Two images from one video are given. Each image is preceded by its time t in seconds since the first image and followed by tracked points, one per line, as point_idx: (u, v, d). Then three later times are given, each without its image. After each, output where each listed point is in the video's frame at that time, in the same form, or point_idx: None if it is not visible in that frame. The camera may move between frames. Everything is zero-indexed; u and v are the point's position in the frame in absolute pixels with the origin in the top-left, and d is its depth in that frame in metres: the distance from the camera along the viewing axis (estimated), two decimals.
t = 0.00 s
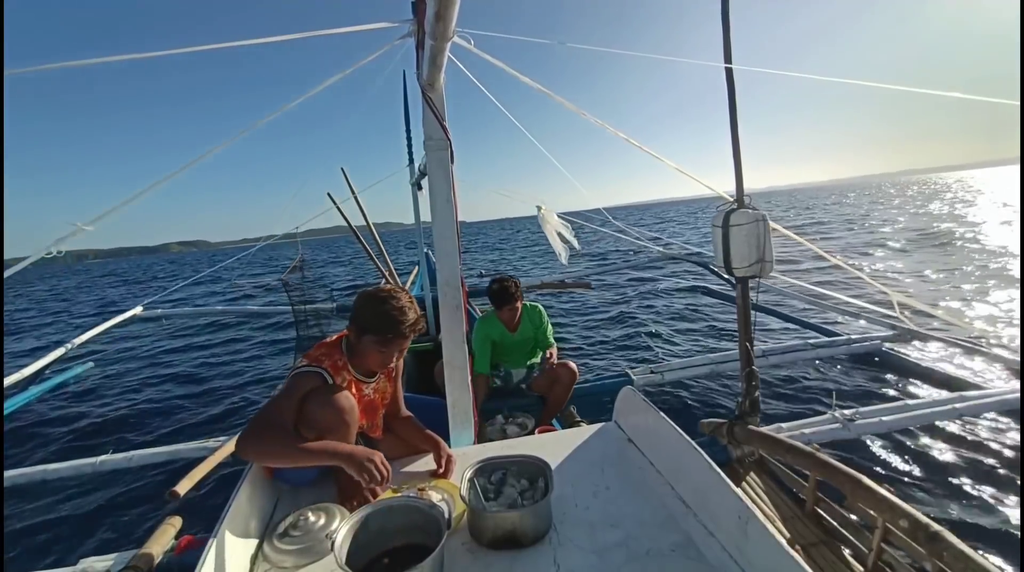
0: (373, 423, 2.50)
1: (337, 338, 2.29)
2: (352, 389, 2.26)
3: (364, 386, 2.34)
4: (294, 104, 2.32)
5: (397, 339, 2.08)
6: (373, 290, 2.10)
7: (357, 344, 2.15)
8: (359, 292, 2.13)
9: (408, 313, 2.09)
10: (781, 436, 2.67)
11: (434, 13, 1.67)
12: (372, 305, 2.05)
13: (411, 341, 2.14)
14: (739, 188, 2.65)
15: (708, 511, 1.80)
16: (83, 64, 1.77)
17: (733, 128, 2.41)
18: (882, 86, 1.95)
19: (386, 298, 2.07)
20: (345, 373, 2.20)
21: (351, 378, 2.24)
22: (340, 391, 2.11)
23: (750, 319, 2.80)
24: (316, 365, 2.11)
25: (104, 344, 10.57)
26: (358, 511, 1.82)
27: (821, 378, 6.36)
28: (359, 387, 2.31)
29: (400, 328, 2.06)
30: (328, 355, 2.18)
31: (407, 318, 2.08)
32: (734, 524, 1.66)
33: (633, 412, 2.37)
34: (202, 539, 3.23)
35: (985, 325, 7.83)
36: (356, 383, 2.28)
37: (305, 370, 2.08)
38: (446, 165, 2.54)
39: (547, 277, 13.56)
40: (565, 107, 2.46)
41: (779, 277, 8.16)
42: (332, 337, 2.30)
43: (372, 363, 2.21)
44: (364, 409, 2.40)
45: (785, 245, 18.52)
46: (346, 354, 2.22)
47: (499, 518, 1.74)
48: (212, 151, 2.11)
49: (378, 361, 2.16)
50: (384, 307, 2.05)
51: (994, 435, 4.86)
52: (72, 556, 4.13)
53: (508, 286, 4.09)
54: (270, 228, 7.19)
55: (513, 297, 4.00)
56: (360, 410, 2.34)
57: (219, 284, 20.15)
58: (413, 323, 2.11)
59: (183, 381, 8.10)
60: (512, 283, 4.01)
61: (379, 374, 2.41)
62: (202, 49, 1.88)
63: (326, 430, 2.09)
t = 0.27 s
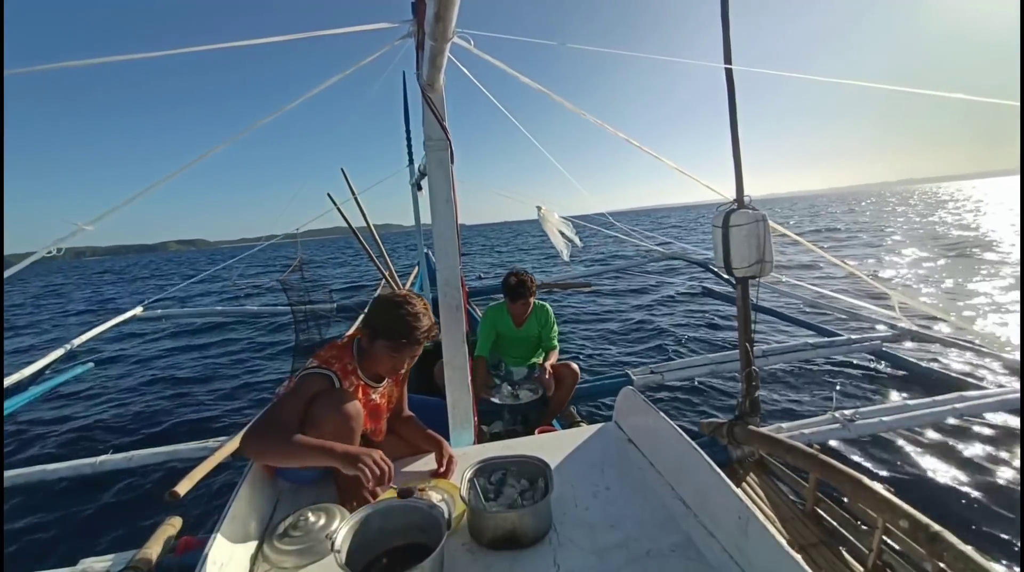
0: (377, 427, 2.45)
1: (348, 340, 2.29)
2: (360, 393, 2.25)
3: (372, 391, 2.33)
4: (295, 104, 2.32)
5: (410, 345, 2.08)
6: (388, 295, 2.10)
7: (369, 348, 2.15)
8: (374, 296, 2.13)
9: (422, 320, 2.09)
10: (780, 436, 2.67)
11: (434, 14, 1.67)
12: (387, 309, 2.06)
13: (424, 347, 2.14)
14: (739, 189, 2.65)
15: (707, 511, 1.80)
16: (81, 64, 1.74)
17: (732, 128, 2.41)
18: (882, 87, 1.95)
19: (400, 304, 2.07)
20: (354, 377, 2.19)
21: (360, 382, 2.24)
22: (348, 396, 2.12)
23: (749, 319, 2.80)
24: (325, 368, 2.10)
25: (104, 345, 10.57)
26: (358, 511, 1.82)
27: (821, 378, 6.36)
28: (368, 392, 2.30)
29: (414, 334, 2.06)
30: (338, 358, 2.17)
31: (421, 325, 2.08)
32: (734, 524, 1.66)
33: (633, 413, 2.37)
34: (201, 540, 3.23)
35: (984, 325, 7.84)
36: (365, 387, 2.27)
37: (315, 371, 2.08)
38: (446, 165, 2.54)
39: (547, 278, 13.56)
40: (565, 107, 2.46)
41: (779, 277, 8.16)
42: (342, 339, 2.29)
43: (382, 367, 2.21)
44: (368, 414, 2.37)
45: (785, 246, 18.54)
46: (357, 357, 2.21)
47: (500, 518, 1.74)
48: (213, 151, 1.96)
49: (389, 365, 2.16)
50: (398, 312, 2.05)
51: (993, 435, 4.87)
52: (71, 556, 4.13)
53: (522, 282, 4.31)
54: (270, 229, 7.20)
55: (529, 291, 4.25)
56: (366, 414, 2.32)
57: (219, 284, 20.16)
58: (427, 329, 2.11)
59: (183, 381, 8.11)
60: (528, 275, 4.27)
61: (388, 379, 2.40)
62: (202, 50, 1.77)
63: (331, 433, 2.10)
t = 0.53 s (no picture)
0: (375, 430, 2.43)
1: (347, 341, 2.27)
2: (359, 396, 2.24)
3: (371, 393, 2.32)
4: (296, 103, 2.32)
5: (410, 346, 2.07)
6: (388, 296, 2.09)
7: (368, 350, 2.14)
8: (374, 297, 2.12)
9: (423, 322, 2.09)
10: (781, 436, 2.67)
11: (436, 14, 1.67)
12: (388, 310, 2.05)
13: (423, 349, 2.14)
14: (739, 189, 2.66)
15: (707, 511, 1.80)
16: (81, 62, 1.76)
17: (733, 128, 2.41)
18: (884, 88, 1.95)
19: (401, 305, 2.06)
20: (353, 380, 2.18)
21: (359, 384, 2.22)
22: (348, 398, 2.11)
23: (750, 319, 2.80)
24: (326, 369, 2.07)
25: (104, 344, 10.57)
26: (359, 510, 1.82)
27: (820, 378, 6.36)
28: (367, 395, 2.29)
29: (414, 336, 2.06)
30: (339, 359, 2.15)
31: (421, 326, 2.07)
32: (734, 524, 1.66)
33: (633, 413, 2.37)
34: (201, 539, 3.23)
35: (983, 326, 7.84)
36: (364, 389, 2.26)
37: (316, 373, 2.05)
38: (447, 165, 2.53)
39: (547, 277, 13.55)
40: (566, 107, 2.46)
41: (779, 277, 8.17)
42: (344, 339, 2.26)
43: (382, 370, 2.19)
44: (368, 418, 2.36)
45: (785, 246, 18.53)
46: (356, 359, 2.19)
47: (499, 517, 1.74)
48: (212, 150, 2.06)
49: (388, 367, 2.15)
50: (399, 314, 2.04)
51: (994, 435, 4.87)
52: (71, 555, 4.13)
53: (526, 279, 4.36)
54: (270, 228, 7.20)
55: (532, 287, 4.35)
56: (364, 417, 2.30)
57: (218, 283, 20.14)
58: (428, 331, 2.11)
59: (183, 380, 8.10)
60: (531, 270, 4.39)
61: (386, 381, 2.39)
62: (193, 49, 1.80)
63: (332, 434, 2.10)
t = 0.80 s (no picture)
0: (371, 427, 2.45)
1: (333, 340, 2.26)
2: (351, 393, 2.25)
3: (362, 390, 2.33)
4: (295, 102, 2.32)
5: (395, 338, 2.09)
6: (368, 291, 2.10)
7: (354, 346, 2.15)
8: (354, 293, 2.13)
9: (405, 313, 2.10)
10: (781, 436, 2.67)
11: (436, 13, 1.67)
12: (369, 305, 2.06)
13: (408, 340, 2.16)
14: (739, 188, 2.66)
15: (707, 511, 1.80)
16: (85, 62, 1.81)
17: (733, 128, 2.41)
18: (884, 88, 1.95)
19: (382, 298, 2.07)
20: (343, 378, 2.18)
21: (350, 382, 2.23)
22: (340, 397, 2.12)
23: (750, 319, 2.80)
24: (316, 371, 2.06)
25: (103, 342, 10.56)
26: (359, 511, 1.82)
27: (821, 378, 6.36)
28: (358, 392, 2.30)
29: (397, 327, 2.07)
30: (327, 359, 2.14)
31: (403, 317, 2.09)
32: (734, 524, 1.66)
33: (633, 412, 2.37)
34: (202, 539, 3.23)
35: (983, 326, 7.84)
36: (354, 387, 2.27)
37: (304, 376, 2.03)
38: (447, 164, 2.53)
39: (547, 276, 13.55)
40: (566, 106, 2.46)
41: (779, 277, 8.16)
42: (327, 341, 2.25)
43: (370, 365, 2.20)
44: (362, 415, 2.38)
45: (785, 245, 18.51)
46: (344, 357, 2.20)
47: (499, 517, 1.74)
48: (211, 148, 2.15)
49: (376, 362, 2.16)
50: (380, 307, 2.05)
51: (994, 436, 4.86)
52: (71, 555, 4.13)
53: (521, 278, 4.36)
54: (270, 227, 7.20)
55: (526, 286, 4.35)
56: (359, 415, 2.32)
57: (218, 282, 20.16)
58: (411, 321, 2.13)
59: (183, 379, 8.10)
60: (523, 268, 4.39)
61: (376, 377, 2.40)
62: (191, 49, 1.91)
63: (327, 434, 2.11)
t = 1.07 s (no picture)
0: (371, 423, 2.47)
1: (328, 340, 2.30)
2: (347, 389, 2.27)
3: (359, 385, 2.35)
4: (295, 103, 2.33)
5: (381, 328, 2.10)
6: (353, 285, 2.14)
7: (345, 342, 2.17)
8: (341, 289, 2.16)
9: (390, 302, 2.12)
10: (781, 436, 2.67)
11: (434, 13, 1.67)
12: (353, 297, 2.09)
13: (397, 330, 2.16)
14: (739, 188, 2.66)
15: (707, 511, 1.80)
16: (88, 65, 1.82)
17: (733, 128, 2.41)
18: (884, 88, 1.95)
19: (365, 289, 2.10)
20: (338, 374, 2.20)
21: (345, 378, 2.25)
22: (335, 394, 2.12)
23: (750, 319, 2.80)
24: (310, 368, 2.10)
25: (104, 342, 10.56)
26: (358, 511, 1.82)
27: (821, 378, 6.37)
28: (355, 388, 2.32)
29: (383, 316, 2.09)
30: (321, 357, 2.18)
31: (388, 306, 2.10)
32: (734, 524, 1.66)
33: (633, 412, 2.37)
34: (202, 539, 3.24)
35: (983, 325, 7.83)
36: (351, 383, 2.29)
37: (297, 373, 2.07)
38: (447, 165, 2.54)
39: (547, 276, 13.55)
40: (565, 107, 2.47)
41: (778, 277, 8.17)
42: (322, 339, 2.30)
43: (363, 360, 2.22)
44: (360, 410, 2.40)
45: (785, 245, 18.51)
46: (338, 354, 2.23)
47: (499, 517, 1.74)
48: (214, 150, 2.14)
49: (368, 355, 2.18)
50: (364, 297, 2.08)
51: (994, 435, 4.87)
52: (72, 555, 4.13)
53: (517, 286, 4.36)
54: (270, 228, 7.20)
55: (522, 295, 4.36)
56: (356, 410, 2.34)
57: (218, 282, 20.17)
58: (397, 310, 2.14)
59: (183, 380, 8.10)
60: (521, 277, 4.37)
61: (373, 373, 2.42)
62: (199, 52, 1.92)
63: (323, 431, 2.12)
